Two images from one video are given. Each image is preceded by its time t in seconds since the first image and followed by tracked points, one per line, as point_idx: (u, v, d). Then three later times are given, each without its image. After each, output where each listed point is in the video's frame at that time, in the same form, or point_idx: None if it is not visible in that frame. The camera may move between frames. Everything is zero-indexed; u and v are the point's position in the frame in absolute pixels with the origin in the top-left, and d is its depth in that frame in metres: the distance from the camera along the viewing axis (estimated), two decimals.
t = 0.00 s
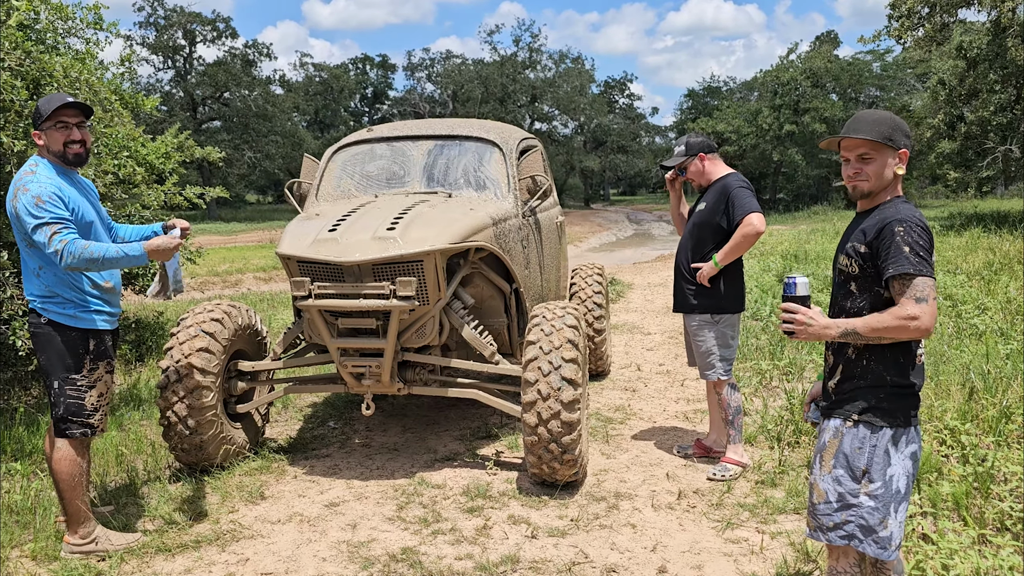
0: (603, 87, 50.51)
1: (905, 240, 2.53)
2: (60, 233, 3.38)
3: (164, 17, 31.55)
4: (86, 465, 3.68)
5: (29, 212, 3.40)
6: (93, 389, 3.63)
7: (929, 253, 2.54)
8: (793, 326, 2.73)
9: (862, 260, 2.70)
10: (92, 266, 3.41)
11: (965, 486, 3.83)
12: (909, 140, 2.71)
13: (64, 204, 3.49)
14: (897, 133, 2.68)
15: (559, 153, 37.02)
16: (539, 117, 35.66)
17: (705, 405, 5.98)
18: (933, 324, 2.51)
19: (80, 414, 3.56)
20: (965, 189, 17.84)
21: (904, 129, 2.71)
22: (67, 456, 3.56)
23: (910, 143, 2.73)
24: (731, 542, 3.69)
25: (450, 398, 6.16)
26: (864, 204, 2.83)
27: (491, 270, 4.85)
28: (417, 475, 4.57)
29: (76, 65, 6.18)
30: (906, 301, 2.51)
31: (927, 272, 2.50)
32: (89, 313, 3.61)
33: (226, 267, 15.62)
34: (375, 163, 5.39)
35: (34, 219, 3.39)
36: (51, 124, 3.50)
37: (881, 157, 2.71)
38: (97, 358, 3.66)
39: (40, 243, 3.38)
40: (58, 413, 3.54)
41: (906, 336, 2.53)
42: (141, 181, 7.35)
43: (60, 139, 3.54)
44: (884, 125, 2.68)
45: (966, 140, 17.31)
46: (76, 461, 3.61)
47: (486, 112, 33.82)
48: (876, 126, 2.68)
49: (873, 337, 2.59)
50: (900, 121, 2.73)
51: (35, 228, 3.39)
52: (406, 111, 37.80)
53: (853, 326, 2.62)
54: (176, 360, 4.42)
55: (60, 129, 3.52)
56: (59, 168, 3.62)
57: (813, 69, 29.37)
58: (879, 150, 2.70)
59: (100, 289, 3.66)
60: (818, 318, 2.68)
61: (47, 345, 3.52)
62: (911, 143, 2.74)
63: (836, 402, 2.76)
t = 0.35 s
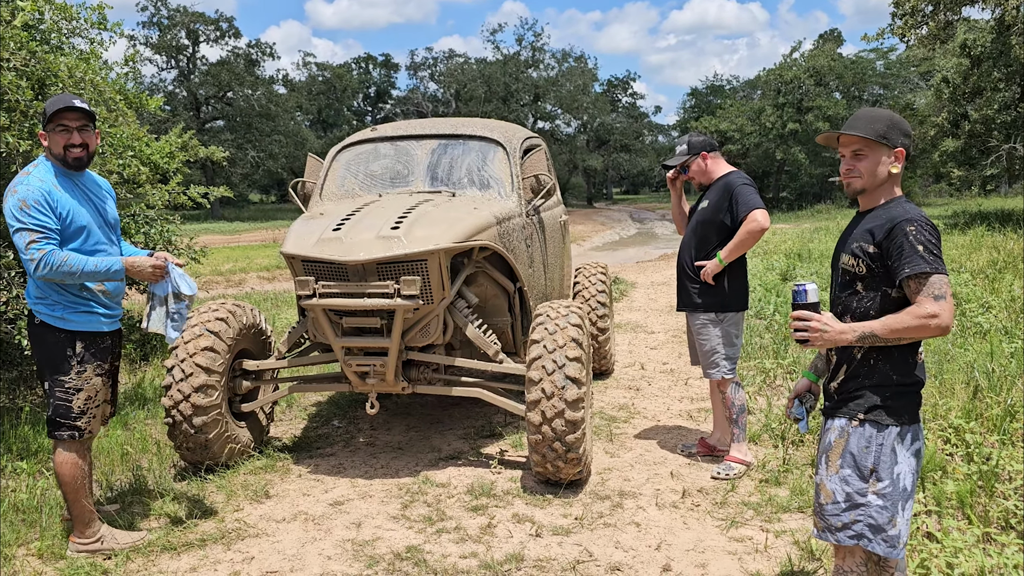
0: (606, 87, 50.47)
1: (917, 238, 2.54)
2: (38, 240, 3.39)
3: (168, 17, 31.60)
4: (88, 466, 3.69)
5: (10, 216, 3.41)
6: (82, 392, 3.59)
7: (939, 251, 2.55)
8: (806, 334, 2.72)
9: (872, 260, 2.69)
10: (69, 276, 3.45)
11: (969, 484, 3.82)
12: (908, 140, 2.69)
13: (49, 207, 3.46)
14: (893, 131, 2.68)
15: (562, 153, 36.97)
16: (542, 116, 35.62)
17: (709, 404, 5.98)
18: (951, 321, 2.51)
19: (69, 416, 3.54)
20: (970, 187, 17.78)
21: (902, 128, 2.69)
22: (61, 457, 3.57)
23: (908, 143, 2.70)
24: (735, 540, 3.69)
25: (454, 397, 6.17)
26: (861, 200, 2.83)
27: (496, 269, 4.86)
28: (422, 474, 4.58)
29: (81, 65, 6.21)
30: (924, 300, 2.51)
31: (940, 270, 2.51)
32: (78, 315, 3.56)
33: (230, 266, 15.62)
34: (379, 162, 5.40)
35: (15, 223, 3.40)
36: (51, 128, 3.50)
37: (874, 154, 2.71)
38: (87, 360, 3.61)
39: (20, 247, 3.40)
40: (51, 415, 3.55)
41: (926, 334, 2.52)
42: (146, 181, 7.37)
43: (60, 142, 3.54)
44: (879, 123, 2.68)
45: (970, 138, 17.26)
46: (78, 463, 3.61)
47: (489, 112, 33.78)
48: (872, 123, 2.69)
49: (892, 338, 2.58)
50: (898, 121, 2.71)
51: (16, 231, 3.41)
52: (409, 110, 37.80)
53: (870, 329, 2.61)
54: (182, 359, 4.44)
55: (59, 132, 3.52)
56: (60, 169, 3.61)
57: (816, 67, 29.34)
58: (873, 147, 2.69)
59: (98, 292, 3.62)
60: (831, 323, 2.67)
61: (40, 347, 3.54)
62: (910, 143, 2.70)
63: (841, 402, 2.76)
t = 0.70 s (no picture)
0: (611, 87, 50.43)
1: (896, 238, 2.54)
2: (49, 244, 3.40)
3: (174, 18, 31.72)
4: (96, 468, 3.72)
5: (20, 219, 3.40)
6: (93, 396, 3.60)
7: (924, 251, 2.53)
8: (794, 331, 2.74)
9: (861, 262, 2.70)
10: (79, 280, 3.47)
11: (976, 484, 3.81)
12: (904, 138, 2.66)
13: (59, 211, 3.47)
14: (884, 128, 2.68)
15: (568, 153, 36.93)
16: (548, 116, 35.61)
17: (715, 404, 5.97)
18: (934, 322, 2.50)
19: (79, 421, 3.57)
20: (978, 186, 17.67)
21: (897, 127, 2.67)
22: (71, 462, 3.60)
23: (904, 141, 2.66)
24: (742, 540, 3.69)
25: (460, 397, 6.18)
26: (859, 198, 2.83)
27: (502, 269, 4.86)
28: (428, 473, 4.59)
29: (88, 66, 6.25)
30: (903, 300, 2.51)
31: (924, 270, 2.49)
32: (88, 319, 3.59)
33: (237, 267, 15.65)
34: (385, 162, 5.41)
35: (24, 227, 3.39)
36: (62, 128, 3.52)
37: (863, 151, 2.72)
38: (96, 365, 3.62)
39: (29, 251, 3.39)
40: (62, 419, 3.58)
41: (907, 335, 2.52)
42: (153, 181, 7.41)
43: (70, 142, 3.56)
44: (869, 121, 2.70)
45: (977, 137, 17.16)
46: (85, 468, 3.64)
47: (494, 112, 33.78)
48: (863, 120, 2.72)
49: (876, 338, 2.59)
50: (897, 119, 2.69)
51: (26, 235, 3.40)
52: (414, 110, 37.81)
53: (855, 328, 2.62)
54: (190, 359, 4.47)
55: (69, 132, 3.54)
56: (68, 173, 3.64)
57: (823, 67, 29.23)
58: (860, 144, 2.71)
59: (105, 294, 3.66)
60: (819, 322, 2.69)
61: (49, 352, 3.56)
62: (907, 143, 2.66)
63: (840, 402, 2.77)
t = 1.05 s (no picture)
0: (623, 87, 50.27)
1: (888, 240, 2.54)
2: (66, 251, 3.41)
3: (188, 19, 31.96)
4: (114, 467, 3.77)
5: (40, 223, 3.42)
6: (120, 394, 3.68)
7: (919, 251, 2.52)
8: (797, 329, 2.79)
9: (860, 263, 2.71)
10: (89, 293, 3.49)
11: (992, 486, 3.78)
12: (910, 140, 2.65)
13: (81, 215, 3.49)
14: (889, 130, 2.67)
15: (580, 153, 36.87)
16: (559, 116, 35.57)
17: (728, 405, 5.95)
18: (925, 323, 2.49)
19: (107, 419, 3.63)
20: (993, 186, 17.49)
21: (903, 128, 2.66)
22: (96, 459, 3.65)
23: (909, 143, 2.65)
24: (756, 541, 3.68)
25: (472, 397, 6.20)
26: (865, 199, 2.82)
27: (514, 270, 4.87)
28: (441, 472, 4.61)
29: (105, 68, 6.33)
30: (895, 301, 2.51)
31: (916, 270, 2.49)
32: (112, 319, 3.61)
33: (250, 267, 15.74)
34: (399, 163, 5.44)
35: (43, 231, 3.41)
36: (97, 126, 3.61)
37: (868, 152, 2.71)
38: (123, 363, 3.68)
39: (47, 256, 3.42)
40: (87, 417, 3.63)
41: (898, 335, 2.51)
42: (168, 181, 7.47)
43: (105, 141, 3.65)
44: (876, 121, 2.70)
45: (992, 137, 16.99)
46: (104, 466, 3.68)
47: (505, 112, 33.79)
48: (869, 121, 2.72)
49: (870, 338, 2.59)
50: (903, 121, 2.67)
51: (44, 240, 3.42)
52: (426, 110, 37.86)
53: (851, 328, 2.63)
54: (205, 358, 4.50)
55: (105, 131, 3.64)
56: (87, 174, 3.65)
57: (836, 67, 29.04)
58: (866, 145, 2.71)
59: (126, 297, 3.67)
60: (819, 322, 2.73)
61: (75, 351, 3.60)
62: (912, 144, 2.65)
63: (845, 402, 2.78)
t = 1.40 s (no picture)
0: (633, 87, 50.19)
1: (891, 241, 2.55)
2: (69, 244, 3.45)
3: (199, 19, 32.13)
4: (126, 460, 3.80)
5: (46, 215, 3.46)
6: (127, 386, 3.70)
7: (921, 252, 2.52)
8: (802, 332, 2.78)
9: (864, 264, 2.72)
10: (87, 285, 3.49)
11: (1002, 487, 3.76)
12: (913, 141, 2.64)
13: (88, 208, 3.53)
14: (892, 130, 2.66)
15: (589, 153, 36.83)
16: (569, 116, 35.54)
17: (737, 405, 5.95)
18: (930, 324, 2.49)
19: (117, 412, 3.67)
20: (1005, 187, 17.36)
21: (906, 128, 2.65)
22: (109, 452, 3.68)
23: (912, 143, 2.64)
24: (764, 541, 3.68)
25: (481, 396, 6.22)
26: (870, 199, 2.82)
27: (524, 269, 4.88)
28: (451, 471, 4.63)
29: (118, 67, 6.39)
30: (898, 302, 2.51)
31: (918, 271, 2.49)
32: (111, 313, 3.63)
33: (260, 265, 15.81)
34: (410, 162, 5.46)
35: (49, 223, 3.45)
36: (103, 122, 3.64)
37: (870, 152, 2.71)
38: (131, 355, 3.69)
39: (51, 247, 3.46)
40: (97, 410, 3.65)
41: (903, 337, 2.51)
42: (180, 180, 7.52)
43: (111, 137, 3.69)
44: (880, 122, 2.70)
45: (1004, 138, 16.87)
46: (117, 458, 3.72)
47: (515, 112, 33.80)
48: (873, 122, 2.72)
49: (873, 339, 2.60)
50: (908, 122, 2.66)
51: (49, 232, 3.46)
52: (435, 110, 37.91)
53: (856, 329, 2.63)
54: (217, 356, 4.54)
55: (110, 127, 3.68)
56: (96, 171, 3.70)
57: (847, 67, 28.89)
58: (869, 145, 2.71)
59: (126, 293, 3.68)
60: (824, 324, 2.73)
61: (84, 344, 3.62)
62: (916, 145, 2.64)
63: (850, 402, 2.77)
